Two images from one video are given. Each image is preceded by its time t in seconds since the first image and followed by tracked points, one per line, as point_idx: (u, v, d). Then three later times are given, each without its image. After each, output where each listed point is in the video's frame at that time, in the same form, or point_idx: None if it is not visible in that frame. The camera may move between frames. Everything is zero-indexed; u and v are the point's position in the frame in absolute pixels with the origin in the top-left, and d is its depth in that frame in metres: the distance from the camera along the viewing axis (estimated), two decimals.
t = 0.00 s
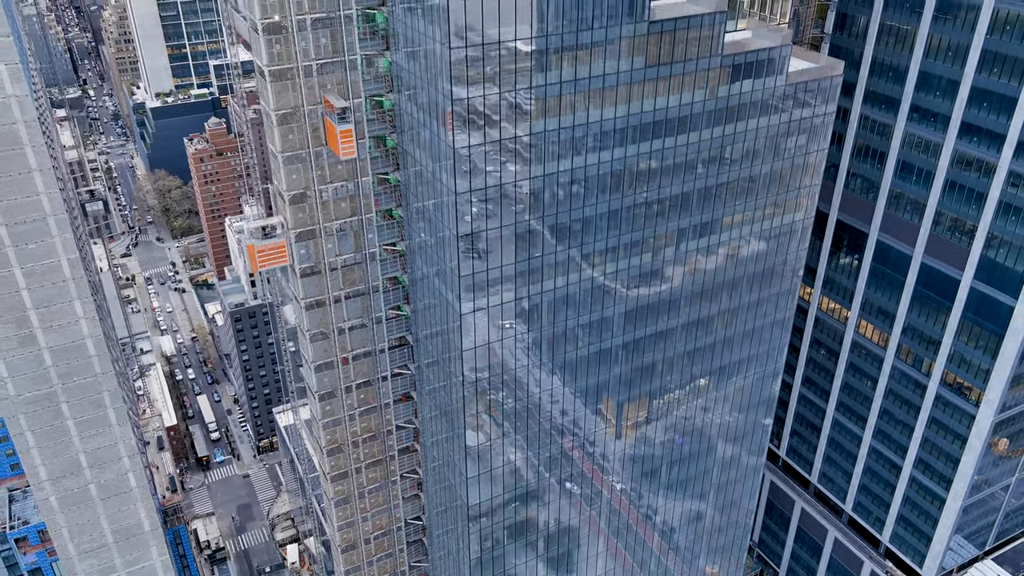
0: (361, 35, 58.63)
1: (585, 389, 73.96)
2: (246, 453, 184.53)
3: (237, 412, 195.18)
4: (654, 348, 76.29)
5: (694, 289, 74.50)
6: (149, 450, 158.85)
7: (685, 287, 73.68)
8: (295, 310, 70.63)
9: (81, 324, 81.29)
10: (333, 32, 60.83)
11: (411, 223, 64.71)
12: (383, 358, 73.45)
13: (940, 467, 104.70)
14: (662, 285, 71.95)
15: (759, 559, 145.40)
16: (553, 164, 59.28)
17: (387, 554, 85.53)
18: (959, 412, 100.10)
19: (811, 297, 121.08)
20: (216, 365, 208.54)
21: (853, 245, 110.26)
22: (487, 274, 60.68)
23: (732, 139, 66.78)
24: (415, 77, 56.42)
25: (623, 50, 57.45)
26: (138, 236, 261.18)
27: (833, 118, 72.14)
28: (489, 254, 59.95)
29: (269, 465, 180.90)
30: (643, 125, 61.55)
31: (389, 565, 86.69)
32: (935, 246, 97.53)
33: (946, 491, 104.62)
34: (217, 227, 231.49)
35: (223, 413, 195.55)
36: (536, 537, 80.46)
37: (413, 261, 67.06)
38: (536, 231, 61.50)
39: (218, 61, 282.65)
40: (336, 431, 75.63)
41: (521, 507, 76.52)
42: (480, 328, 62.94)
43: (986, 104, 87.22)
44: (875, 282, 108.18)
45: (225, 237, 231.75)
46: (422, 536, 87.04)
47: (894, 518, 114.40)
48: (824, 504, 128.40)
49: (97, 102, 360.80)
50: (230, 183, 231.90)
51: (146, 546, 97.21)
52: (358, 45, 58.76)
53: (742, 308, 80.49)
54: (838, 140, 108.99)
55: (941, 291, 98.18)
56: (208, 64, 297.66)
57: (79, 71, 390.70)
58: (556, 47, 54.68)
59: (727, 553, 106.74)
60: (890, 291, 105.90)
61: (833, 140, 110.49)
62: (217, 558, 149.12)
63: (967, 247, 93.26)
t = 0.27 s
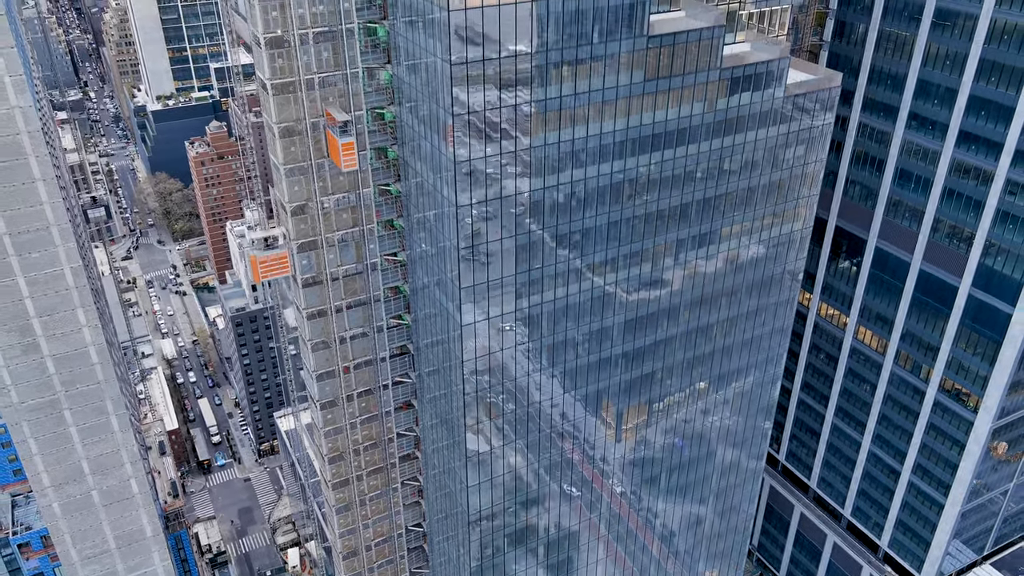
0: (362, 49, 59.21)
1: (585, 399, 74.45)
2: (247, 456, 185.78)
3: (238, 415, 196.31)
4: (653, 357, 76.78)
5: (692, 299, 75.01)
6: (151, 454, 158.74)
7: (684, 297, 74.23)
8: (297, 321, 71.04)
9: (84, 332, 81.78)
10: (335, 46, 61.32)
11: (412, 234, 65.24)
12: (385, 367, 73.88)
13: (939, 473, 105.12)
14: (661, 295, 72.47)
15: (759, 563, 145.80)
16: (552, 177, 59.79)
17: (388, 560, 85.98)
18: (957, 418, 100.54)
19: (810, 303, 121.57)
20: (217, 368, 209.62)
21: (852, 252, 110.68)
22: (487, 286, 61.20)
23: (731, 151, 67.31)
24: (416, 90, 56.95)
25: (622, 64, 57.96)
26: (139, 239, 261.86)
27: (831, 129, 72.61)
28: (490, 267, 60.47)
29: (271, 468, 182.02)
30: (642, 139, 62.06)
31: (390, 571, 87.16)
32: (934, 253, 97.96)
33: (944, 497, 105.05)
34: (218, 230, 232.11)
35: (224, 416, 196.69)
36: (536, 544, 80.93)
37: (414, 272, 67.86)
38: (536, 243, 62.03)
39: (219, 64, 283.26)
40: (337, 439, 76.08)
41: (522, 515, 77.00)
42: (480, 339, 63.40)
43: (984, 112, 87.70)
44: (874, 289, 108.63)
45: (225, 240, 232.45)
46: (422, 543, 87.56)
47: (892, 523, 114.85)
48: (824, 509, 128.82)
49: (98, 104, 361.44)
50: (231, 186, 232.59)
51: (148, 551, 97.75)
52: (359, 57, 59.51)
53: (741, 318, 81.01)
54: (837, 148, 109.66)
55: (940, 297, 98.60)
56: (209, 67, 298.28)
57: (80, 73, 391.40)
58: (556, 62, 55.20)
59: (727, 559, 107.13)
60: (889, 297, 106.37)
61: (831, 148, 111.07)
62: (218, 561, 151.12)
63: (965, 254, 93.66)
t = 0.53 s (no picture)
0: (363, 62, 60.59)
1: (584, 408, 74.97)
2: (247, 460, 187.57)
3: (239, 418, 198.35)
4: (653, 366, 77.30)
5: (692, 309, 75.53)
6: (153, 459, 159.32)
7: (684, 307, 74.77)
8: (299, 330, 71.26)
9: (87, 339, 82.26)
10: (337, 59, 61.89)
11: (413, 245, 65.89)
12: (386, 376, 74.78)
13: (937, 479, 105.56)
14: (660, 305, 72.99)
15: (758, 567, 146.21)
16: (552, 190, 60.32)
17: (389, 567, 86.48)
18: (955, 424, 100.96)
19: (809, 309, 121.97)
20: (218, 371, 211.10)
21: (852, 258, 110.99)
22: (487, 297, 61.74)
23: (729, 163, 67.86)
24: (417, 102, 57.61)
25: (621, 78, 58.50)
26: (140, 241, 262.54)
27: (829, 141, 73.12)
28: (490, 279, 61.06)
29: (271, 472, 183.50)
30: (641, 152, 62.62)
31: None
32: (932, 260, 98.39)
33: (942, 502, 105.50)
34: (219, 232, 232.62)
35: (225, 420, 198.50)
36: (536, 551, 81.45)
37: (414, 283, 68.86)
38: (536, 256, 62.55)
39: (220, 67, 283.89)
40: (338, 447, 76.46)
41: (522, 522, 77.48)
42: (480, 349, 63.93)
43: (982, 121, 88.16)
44: (873, 295, 109.06)
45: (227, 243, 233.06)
46: (423, 549, 88.13)
47: (891, 528, 115.31)
48: (823, 514, 129.18)
49: (99, 106, 362.18)
50: (231, 189, 233.13)
51: (150, 557, 98.24)
52: (360, 70, 60.68)
53: (740, 327, 81.51)
54: (836, 155, 109.98)
55: (938, 304, 98.99)
56: (210, 70, 298.64)
57: (80, 75, 392.05)
58: (556, 77, 55.76)
59: (726, 565, 107.50)
60: (888, 304, 106.82)
61: (830, 155, 111.50)
62: (219, 565, 154.93)
63: (963, 261, 94.09)
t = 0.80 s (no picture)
0: (366, 75, 61.64)
1: (584, 416, 75.51)
2: (248, 463, 189.07)
3: (240, 422, 200.23)
4: (652, 375, 77.82)
5: (691, 318, 76.04)
6: (154, 464, 160.75)
7: (683, 316, 75.30)
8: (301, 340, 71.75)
9: (90, 347, 82.80)
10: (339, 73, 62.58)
11: (415, 256, 66.80)
12: (387, 384, 75.55)
13: (936, 484, 105.98)
14: (659, 315, 73.51)
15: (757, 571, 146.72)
16: (552, 203, 60.84)
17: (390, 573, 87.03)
18: (953, 430, 101.40)
19: (808, 314, 122.47)
20: (219, 375, 212.77)
21: (851, 264, 111.42)
22: (487, 308, 62.31)
23: (728, 174, 68.40)
24: (416, 116, 58.48)
25: (621, 92, 59.02)
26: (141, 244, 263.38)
27: (827, 152, 73.62)
28: (491, 290, 61.64)
29: (273, 475, 184.97)
30: (640, 164, 63.15)
31: None
32: (931, 267, 98.85)
33: (941, 508, 105.96)
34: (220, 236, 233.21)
35: (225, 424, 200.17)
36: (536, 557, 81.99)
37: (415, 293, 69.94)
38: (536, 267, 63.09)
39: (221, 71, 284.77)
40: (339, 455, 76.92)
41: (522, 529, 78.00)
42: (480, 359, 64.46)
43: (979, 130, 88.63)
44: (872, 301, 109.51)
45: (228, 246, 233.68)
46: (424, 555, 88.70)
47: (890, 533, 115.79)
48: (823, 519, 129.52)
49: (100, 108, 363.25)
50: (232, 192, 233.74)
51: (152, 563, 98.82)
52: (363, 82, 61.72)
53: (739, 336, 82.04)
54: (835, 162, 110.49)
55: (936, 311, 99.41)
56: (211, 73, 299.44)
57: (81, 77, 393.16)
58: (555, 92, 56.30)
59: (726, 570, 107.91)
60: (886, 310, 107.34)
61: (829, 162, 112.05)
62: (221, 569, 156.17)
63: (961, 268, 94.52)
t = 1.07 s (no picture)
0: (367, 87, 61.38)
1: (584, 425, 76.03)
2: (250, 466, 190.34)
3: (241, 425, 201.54)
4: (652, 383, 78.32)
5: (690, 327, 76.53)
6: (156, 470, 164.28)
7: (681, 325, 75.77)
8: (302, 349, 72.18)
9: (92, 355, 83.28)
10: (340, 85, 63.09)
11: (415, 265, 67.42)
12: (388, 393, 76.07)
13: (934, 490, 106.47)
14: (659, 324, 74.00)
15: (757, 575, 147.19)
16: (552, 215, 61.32)
17: None
18: (951, 436, 101.88)
19: (807, 319, 122.94)
20: (220, 378, 213.61)
21: (851, 270, 111.82)
22: (488, 319, 62.86)
23: (727, 185, 68.87)
24: (417, 128, 58.92)
25: (621, 105, 59.50)
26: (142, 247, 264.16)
27: (826, 163, 74.06)
28: (491, 301, 62.17)
29: (273, 479, 186.47)
30: (639, 177, 63.65)
31: None
32: (929, 274, 99.31)
33: (939, 513, 106.46)
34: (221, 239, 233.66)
35: (227, 427, 201.00)
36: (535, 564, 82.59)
37: (416, 302, 70.42)
38: (536, 278, 63.65)
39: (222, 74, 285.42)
40: (341, 462, 77.42)
41: (522, 536, 78.52)
42: (480, 369, 65.01)
43: (978, 138, 89.03)
44: (870, 307, 109.94)
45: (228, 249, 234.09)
46: (424, 561, 89.25)
47: (888, 538, 116.31)
48: (822, 523, 130.01)
49: (101, 110, 363.96)
50: (233, 196, 234.29)
51: (154, 568, 99.47)
52: (364, 96, 61.63)
53: (738, 344, 82.49)
54: (834, 168, 110.98)
55: (934, 318, 99.87)
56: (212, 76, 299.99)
57: (82, 79, 393.89)
58: (555, 106, 56.79)
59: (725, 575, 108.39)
60: (885, 316, 107.81)
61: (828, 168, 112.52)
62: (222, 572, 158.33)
63: (959, 275, 94.99)
